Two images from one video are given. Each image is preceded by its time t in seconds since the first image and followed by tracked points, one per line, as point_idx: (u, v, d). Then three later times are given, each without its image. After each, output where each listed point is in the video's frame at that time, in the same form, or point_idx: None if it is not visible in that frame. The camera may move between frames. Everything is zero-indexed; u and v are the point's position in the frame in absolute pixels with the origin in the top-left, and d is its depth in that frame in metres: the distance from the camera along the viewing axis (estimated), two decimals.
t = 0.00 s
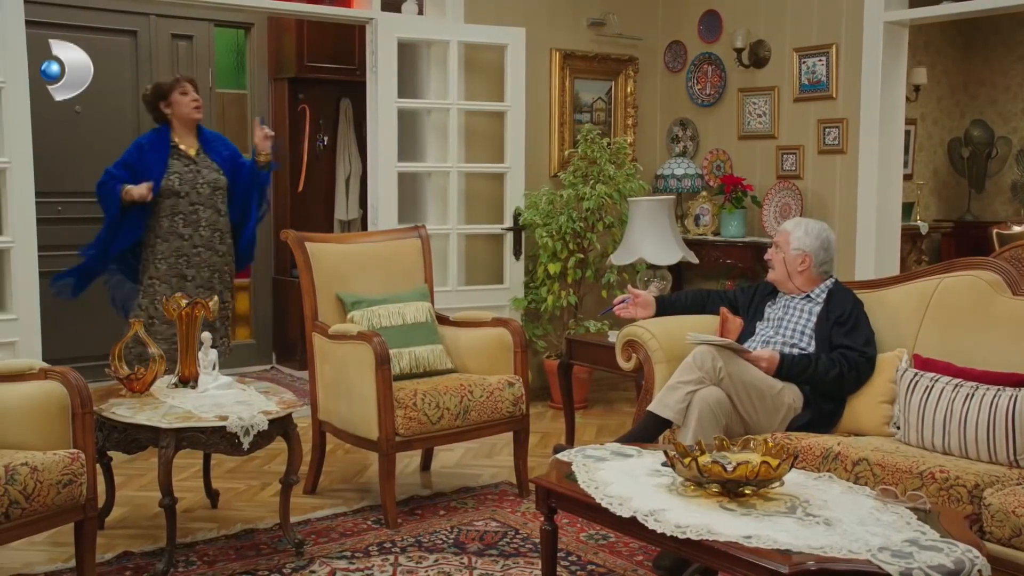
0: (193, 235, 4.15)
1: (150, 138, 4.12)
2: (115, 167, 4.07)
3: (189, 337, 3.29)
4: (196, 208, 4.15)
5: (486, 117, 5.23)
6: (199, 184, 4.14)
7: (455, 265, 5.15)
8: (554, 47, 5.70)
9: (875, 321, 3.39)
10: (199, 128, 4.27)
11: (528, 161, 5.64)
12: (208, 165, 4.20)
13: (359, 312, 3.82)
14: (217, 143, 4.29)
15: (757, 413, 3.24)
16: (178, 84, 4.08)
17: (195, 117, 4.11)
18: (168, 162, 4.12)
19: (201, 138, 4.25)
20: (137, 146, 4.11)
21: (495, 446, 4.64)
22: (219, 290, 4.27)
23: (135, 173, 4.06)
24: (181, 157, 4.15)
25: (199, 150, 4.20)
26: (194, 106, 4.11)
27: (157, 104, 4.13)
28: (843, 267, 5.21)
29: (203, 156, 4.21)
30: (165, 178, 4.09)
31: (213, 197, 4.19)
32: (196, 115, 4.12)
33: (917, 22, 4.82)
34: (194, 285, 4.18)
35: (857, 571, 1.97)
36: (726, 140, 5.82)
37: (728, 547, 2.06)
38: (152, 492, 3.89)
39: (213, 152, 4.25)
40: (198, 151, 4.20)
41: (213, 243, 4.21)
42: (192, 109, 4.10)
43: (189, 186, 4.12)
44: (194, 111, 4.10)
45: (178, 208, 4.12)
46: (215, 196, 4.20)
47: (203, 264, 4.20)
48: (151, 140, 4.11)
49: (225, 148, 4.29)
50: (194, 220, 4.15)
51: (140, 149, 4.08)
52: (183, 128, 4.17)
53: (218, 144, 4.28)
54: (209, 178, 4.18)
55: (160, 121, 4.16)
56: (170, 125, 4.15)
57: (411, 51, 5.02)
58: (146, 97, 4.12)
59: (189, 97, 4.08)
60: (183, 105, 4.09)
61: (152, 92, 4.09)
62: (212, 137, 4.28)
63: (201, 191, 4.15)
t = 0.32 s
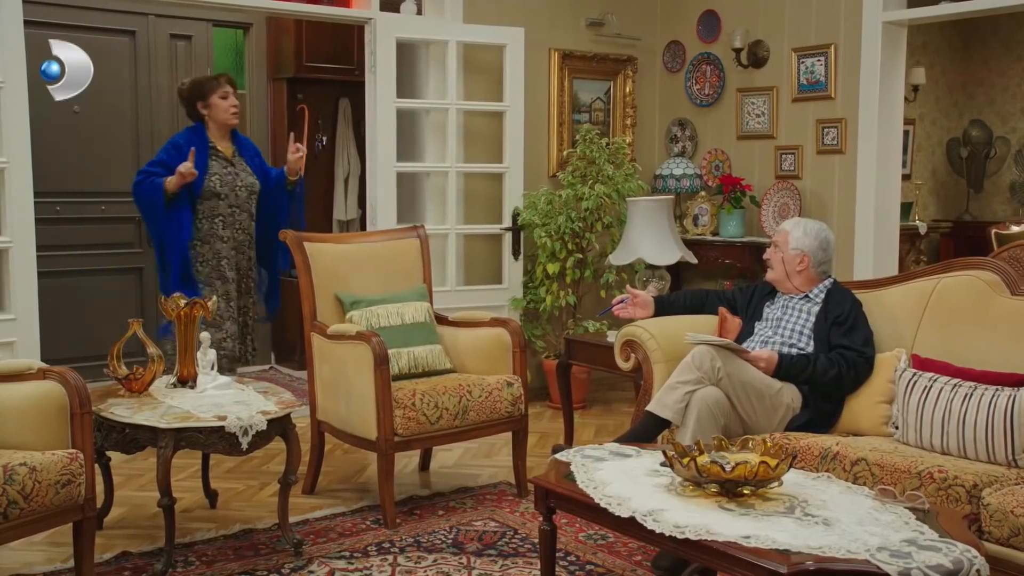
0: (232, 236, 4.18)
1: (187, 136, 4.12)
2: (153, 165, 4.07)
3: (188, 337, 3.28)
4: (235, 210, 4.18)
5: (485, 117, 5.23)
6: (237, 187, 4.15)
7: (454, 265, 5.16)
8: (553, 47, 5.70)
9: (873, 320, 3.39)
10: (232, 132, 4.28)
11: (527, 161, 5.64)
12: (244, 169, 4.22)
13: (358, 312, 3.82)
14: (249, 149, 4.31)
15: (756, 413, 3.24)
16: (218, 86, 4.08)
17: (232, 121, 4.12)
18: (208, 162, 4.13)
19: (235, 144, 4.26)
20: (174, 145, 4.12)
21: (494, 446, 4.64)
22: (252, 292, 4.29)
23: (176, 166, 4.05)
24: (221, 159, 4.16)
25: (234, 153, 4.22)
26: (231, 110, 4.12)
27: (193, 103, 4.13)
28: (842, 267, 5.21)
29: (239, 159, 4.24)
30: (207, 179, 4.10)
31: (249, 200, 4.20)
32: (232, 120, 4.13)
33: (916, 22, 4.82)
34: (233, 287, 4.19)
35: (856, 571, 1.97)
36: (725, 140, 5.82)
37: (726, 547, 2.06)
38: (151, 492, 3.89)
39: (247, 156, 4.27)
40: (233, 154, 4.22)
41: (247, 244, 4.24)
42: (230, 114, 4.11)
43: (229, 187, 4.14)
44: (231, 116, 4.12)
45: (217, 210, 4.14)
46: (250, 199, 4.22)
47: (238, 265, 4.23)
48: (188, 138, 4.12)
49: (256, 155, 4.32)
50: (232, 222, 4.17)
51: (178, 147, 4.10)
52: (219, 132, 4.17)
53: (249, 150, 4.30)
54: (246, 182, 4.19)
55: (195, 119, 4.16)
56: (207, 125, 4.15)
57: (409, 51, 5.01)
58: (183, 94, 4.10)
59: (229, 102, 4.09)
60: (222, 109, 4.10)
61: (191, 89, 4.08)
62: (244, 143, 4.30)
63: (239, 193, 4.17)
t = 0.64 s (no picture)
0: (269, 240, 4.25)
1: (221, 137, 4.16)
2: (190, 169, 4.09)
3: (186, 336, 3.28)
4: (271, 212, 4.24)
5: (482, 117, 5.23)
6: (273, 188, 4.22)
7: (451, 265, 5.15)
8: (550, 47, 5.70)
9: (870, 321, 3.39)
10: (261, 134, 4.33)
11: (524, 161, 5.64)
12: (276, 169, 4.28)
13: (355, 312, 3.82)
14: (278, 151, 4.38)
15: (753, 413, 3.24)
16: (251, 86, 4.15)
17: (265, 122, 4.18)
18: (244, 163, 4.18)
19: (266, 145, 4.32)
20: (208, 147, 4.15)
21: (491, 446, 4.64)
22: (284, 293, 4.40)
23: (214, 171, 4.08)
24: (256, 160, 4.22)
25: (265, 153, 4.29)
26: (264, 109, 4.18)
27: (225, 102, 4.18)
28: (839, 267, 5.21)
29: (271, 160, 4.30)
30: (246, 180, 4.14)
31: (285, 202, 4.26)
32: (264, 122, 4.19)
33: (913, 22, 4.83)
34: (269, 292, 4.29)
35: (853, 571, 1.97)
36: (722, 139, 5.82)
37: (723, 547, 2.06)
38: (148, 493, 3.89)
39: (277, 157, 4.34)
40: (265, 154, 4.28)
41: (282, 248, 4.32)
42: (263, 115, 4.18)
43: (265, 188, 4.19)
44: (264, 116, 4.18)
45: (255, 212, 4.19)
46: (284, 200, 4.29)
47: (274, 269, 4.32)
48: (222, 139, 4.17)
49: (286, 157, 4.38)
50: (269, 223, 4.23)
51: (213, 149, 4.13)
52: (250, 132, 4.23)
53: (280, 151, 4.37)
54: (281, 182, 4.25)
55: (225, 119, 4.21)
56: (239, 124, 4.21)
57: (406, 52, 5.01)
58: (215, 92, 4.16)
59: (263, 102, 4.16)
60: (254, 109, 4.17)
61: (225, 86, 4.14)
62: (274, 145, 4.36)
63: (274, 194, 4.23)
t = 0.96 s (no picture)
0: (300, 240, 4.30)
1: (255, 134, 4.22)
2: (225, 166, 4.14)
3: (178, 337, 3.27)
4: (301, 212, 4.30)
5: (476, 117, 5.23)
6: (303, 188, 4.27)
7: (444, 265, 5.15)
8: (543, 47, 5.70)
9: (862, 320, 3.40)
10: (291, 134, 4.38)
11: (517, 161, 5.64)
12: (306, 170, 4.34)
13: (348, 312, 3.82)
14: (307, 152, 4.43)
15: (746, 413, 3.24)
16: (285, 84, 4.19)
17: (296, 123, 4.24)
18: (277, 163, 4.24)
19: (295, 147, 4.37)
20: (242, 143, 4.20)
21: (484, 446, 4.64)
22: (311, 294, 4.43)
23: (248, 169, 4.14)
24: (288, 159, 4.29)
25: (295, 153, 4.34)
26: (296, 109, 4.22)
27: (258, 99, 4.21)
28: (832, 267, 5.22)
29: (299, 160, 4.36)
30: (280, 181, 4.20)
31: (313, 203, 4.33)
32: (296, 122, 4.25)
33: (906, 22, 4.84)
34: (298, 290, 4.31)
35: (845, 571, 1.97)
36: (716, 139, 5.83)
37: (717, 547, 2.06)
38: (141, 493, 3.88)
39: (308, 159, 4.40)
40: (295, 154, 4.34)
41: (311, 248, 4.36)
42: (295, 115, 4.22)
43: (297, 189, 4.26)
44: (296, 116, 4.23)
45: (286, 213, 4.25)
46: (311, 200, 4.35)
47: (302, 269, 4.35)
48: (255, 137, 4.22)
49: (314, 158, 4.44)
50: (298, 224, 4.29)
51: (248, 146, 4.19)
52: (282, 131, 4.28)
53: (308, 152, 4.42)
54: (311, 183, 4.31)
55: (257, 114, 4.26)
56: (270, 121, 4.26)
57: (399, 51, 5.01)
58: (249, 87, 4.19)
59: (296, 102, 4.21)
60: (287, 109, 4.21)
61: (259, 83, 4.18)
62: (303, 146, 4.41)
63: (305, 194, 4.28)
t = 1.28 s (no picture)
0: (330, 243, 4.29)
1: (286, 137, 4.24)
2: (254, 169, 4.16)
3: (171, 336, 3.26)
4: (333, 215, 4.29)
5: (469, 117, 5.23)
6: (335, 191, 4.26)
7: (437, 265, 5.15)
8: (536, 47, 5.70)
9: (854, 320, 3.41)
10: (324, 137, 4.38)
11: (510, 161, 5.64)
12: (338, 172, 4.33)
13: (341, 312, 3.82)
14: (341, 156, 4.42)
15: (739, 413, 3.24)
16: (319, 87, 4.18)
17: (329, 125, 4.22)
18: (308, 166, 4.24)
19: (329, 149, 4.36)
20: (273, 146, 4.22)
21: (477, 446, 4.64)
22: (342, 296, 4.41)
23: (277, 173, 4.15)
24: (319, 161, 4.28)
25: (327, 155, 4.34)
26: (329, 112, 4.20)
27: (291, 101, 4.21)
28: (824, 267, 5.23)
29: (331, 162, 4.35)
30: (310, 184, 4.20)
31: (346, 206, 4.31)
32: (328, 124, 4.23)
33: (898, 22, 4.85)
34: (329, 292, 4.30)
35: (838, 571, 1.98)
36: (708, 140, 5.83)
37: (709, 546, 2.06)
38: (133, 494, 3.87)
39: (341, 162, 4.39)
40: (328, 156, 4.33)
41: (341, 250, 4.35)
42: (327, 117, 4.21)
43: (328, 191, 4.25)
44: (329, 119, 4.22)
45: (317, 215, 4.25)
46: (344, 203, 4.34)
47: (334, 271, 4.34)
48: (286, 139, 4.24)
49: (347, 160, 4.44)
50: (330, 226, 4.28)
51: (278, 149, 4.21)
52: (313, 134, 4.27)
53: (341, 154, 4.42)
54: (344, 185, 4.30)
55: (289, 116, 4.27)
56: (302, 124, 4.27)
57: (392, 51, 5.01)
58: (283, 89, 4.20)
59: (329, 105, 4.20)
60: (320, 111, 4.20)
61: (293, 85, 4.17)
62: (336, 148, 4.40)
63: (336, 196, 4.27)
